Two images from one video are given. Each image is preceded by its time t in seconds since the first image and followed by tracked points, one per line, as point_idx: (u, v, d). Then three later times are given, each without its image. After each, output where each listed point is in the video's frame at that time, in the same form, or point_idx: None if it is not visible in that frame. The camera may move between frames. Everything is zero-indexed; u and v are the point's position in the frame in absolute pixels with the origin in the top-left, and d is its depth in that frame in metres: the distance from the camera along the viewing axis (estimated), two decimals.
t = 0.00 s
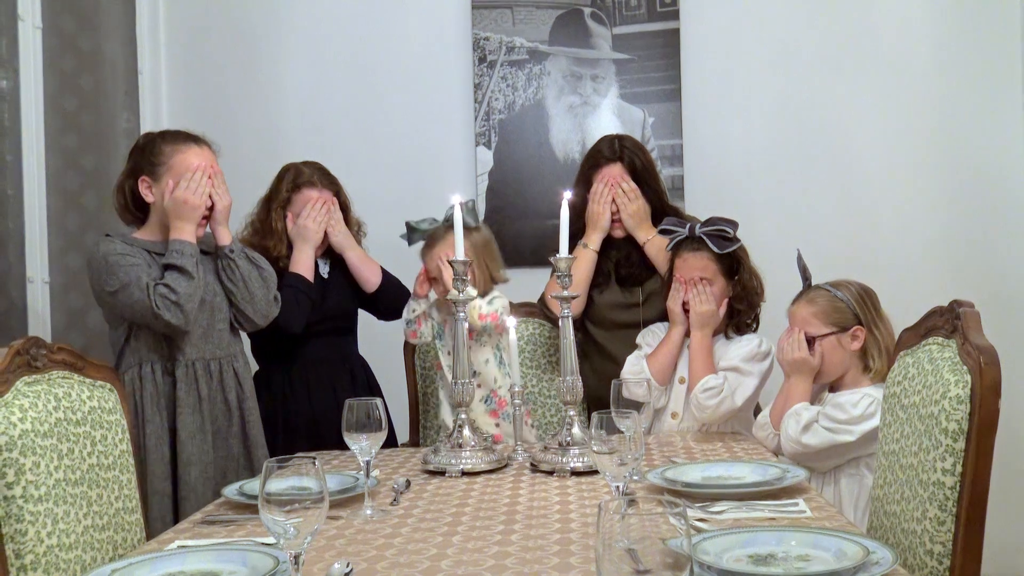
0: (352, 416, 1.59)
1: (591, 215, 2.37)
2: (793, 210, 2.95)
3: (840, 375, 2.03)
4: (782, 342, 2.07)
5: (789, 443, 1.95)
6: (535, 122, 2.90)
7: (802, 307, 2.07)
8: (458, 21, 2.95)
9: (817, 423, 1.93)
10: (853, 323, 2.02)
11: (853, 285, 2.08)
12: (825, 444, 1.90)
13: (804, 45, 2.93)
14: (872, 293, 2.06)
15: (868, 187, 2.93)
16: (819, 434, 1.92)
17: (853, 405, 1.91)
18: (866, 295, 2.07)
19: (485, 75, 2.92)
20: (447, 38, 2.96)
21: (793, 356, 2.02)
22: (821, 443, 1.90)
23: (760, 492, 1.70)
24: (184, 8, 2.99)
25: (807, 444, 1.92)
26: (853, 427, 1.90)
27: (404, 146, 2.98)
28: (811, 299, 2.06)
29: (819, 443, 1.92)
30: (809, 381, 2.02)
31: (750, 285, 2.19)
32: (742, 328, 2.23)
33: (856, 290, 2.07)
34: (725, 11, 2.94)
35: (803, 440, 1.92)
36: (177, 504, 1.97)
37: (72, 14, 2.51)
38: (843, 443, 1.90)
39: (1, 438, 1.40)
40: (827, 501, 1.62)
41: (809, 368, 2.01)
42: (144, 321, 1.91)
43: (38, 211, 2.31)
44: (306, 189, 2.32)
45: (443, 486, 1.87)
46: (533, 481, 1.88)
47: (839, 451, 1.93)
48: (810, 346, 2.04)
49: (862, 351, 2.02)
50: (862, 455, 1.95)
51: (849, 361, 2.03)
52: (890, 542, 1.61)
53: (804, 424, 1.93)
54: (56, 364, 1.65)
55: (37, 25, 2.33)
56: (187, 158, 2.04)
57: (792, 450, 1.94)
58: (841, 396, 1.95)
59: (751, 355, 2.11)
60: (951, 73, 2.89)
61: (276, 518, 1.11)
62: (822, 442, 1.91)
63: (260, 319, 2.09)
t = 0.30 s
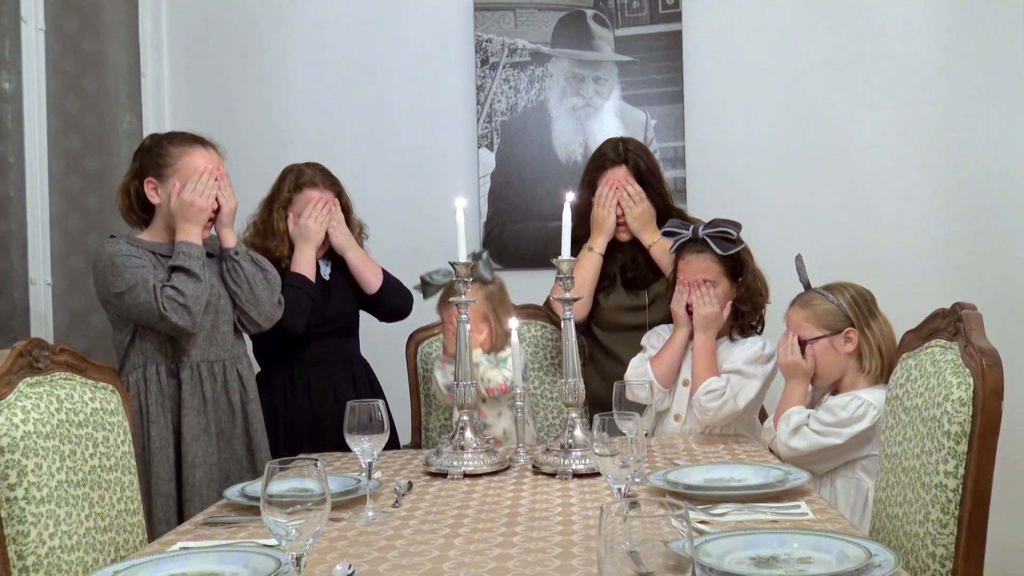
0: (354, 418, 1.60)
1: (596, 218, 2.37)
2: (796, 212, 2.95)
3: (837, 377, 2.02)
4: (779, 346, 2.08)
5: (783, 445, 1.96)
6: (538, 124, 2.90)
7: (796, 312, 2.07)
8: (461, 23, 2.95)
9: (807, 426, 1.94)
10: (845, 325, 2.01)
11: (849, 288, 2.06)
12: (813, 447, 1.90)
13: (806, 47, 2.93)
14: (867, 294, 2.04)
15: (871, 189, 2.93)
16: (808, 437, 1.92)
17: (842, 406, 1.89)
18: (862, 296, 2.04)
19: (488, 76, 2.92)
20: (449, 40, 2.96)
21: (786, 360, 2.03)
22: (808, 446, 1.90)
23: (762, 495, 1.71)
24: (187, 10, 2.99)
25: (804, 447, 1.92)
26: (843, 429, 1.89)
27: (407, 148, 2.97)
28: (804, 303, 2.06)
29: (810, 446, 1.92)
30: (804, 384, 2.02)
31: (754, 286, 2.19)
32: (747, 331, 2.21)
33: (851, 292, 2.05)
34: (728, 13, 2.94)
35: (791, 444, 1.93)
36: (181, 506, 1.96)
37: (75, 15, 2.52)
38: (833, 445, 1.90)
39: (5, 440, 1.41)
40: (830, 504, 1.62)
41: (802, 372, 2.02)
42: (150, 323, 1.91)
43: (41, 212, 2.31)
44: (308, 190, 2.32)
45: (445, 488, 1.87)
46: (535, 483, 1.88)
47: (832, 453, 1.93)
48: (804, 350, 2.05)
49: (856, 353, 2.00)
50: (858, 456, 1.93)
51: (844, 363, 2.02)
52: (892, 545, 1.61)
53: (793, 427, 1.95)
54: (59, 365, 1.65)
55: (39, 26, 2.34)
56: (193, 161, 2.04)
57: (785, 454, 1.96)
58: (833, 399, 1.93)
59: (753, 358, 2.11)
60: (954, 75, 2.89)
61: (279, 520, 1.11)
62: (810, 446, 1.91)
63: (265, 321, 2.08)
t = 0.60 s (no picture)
0: (356, 420, 1.59)
1: (601, 220, 2.36)
2: (798, 215, 2.95)
3: (838, 379, 2.01)
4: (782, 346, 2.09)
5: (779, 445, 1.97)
6: (539, 125, 2.90)
7: (801, 313, 2.06)
8: (463, 25, 2.95)
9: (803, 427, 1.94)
10: (848, 328, 2.01)
11: (855, 292, 2.04)
12: (807, 448, 1.90)
13: (808, 49, 2.93)
14: (873, 298, 2.02)
15: (873, 191, 2.93)
16: (803, 437, 1.92)
17: (839, 409, 1.88)
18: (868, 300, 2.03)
19: (490, 78, 2.91)
20: (451, 41, 2.96)
21: (787, 360, 2.04)
22: (801, 447, 1.90)
23: (764, 497, 1.71)
24: (189, 11, 2.99)
25: (798, 447, 1.92)
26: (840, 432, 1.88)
27: (408, 149, 2.97)
28: (808, 304, 2.06)
29: (805, 447, 1.92)
30: (805, 385, 2.03)
31: (758, 289, 2.19)
32: (752, 332, 2.22)
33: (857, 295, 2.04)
34: (730, 15, 2.93)
35: (787, 444, 1.93)
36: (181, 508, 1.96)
37: (76, 16, 2.52)
38: (828, 447, 1.89)
39: (6, 441, 1.40)
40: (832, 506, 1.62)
41: (802, 372, 2.02)
42: (151, 325, 1.91)
43: (42, 213, 2.31)
44: (306, 192, 2.32)
45: (446, 490, 1.87)
46: (537, 485, 1.88)
47: (828, 455, 1.91)
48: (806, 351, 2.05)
49: (857, 356, 2.00)
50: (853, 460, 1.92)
51: (845, 366, 2.01)
52: (894, 547, 1.61)
53: (790, 427, 1.95)
54: (60, 367, 1.65)
55: (41, 28, 2.34)
56: (195, 162, 2.04)
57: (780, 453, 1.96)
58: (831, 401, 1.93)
59: (755, 360, 2.11)
60: (956, 77, 2.89)
61: (280, 522, 1.10)
62: (805, 446, 1.90)
63: (266, 324, 2.08)
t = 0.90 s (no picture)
0: (353, 423, 1.55)
1: (604, 220, 2.32)
2: (805, 214, 2.90)
3: (852, 384, 1.97)
4: (793, 350, 2.02)
5: (796, 451, 1.90)
6: (541, 122, 2.85)
7: (813, 316, 2.01)
8: (463, 20, 2.91)
9: (824, 434, 1.88)
10: (864, 332, 1.96)
11: (866, 292, 2.01)
12: (832, 455, 1.85)
13: (814, 45, 2.88)
14: (886, 301, 2.00)
15: (879, 190, 2.88)
16: (826, 444, 1.87)
17: (862, 414, 1.85)
18: (880, 303, 2.00)
19: (491, 74, 2.87)
20: (451, 37, 2.91)
21: (802, 365, 1.98)
22: (828, 454, 1.85)
23: (771, 502, 1.66)
24: (185, 6, 2.95)
25: (822, 454, 1.86)
26: (862, 438, 1.85)
27: (409, 147, 2.93)
28: (821, 307, 2.01)
29: (827, 453, 1.87)
30: (819, 390, 1.97)
31: (765, 289, 2.14)
32: (757, 334, 2.17)
33: (870, 298, 2.01)
34: (735, 10, 2.89)
35: (809, 451, 1.87)
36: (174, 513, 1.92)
37: (69, 10, 2.47)
38: (852, 453, 1.85)
39: None
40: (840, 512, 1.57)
41: (817, 378, 1.97)
42: (143, 326, 1.86)
43: (33, 212, 2.27)
44: (304, 189, 2.28)
45: (446, 495, 1.83)
46: (538, 490, 1.83)
47: (849, 461, 1.87)
48: (820, 355, 1.99)
49: (874, 360, 1.96)
50: (872, 466, 1.89)
51: (861, 371, 1.97)
52: (903, 555, 1.56)
53: (812, 435, 1.89)
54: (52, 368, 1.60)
55: (32, 22, 2.29)
56: (189, 159, 1.99)
57: (799, 461, 1.90)
58: (852, 406, 1.89)
59: (761, 364, 2.05)
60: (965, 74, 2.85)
61: (275, 527, 1.07)
62: (830, 453, 1.85)
63: (261, 325, 2.04)
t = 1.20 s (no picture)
0: (348, 426, 1.51)
1: (604, 218, 2.27)
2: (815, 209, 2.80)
3: (866, 386, 1.93)
4: (805, 353, 1.96)
5: (815, 458, 1.86)
6: (543, 119, 2.81)
7: (825, 317, 1.96)
8: (463, 15, 2.86)
9: (842, 439, 1.84)
10: (879, 333, 1.92)
11: (877, 292, 1.98)
12: (853, 459, 1.81)
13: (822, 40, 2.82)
14: (898, 302, 1.96)
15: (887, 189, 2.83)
16: (845, 449, 1.83)
17: (881, 418, 1.82)
18: (891, 303, 1.97)
19: (491, 69, 2.82)
20: (451, 32, 2.86)
21: (818, 368, 1.92)
22: (849, 459, 1.81)
23: (776, 508, 1.62)
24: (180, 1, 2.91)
25: (842, 460, 1.82)
26: (881, 442, 1.81)
27: (408, 144, 2.88)
28: (834, 308, 1.96)
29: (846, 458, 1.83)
30: (834, 393, 1.91)
31: (769, 289, 2.10)
32: (760, 336, 2.12)
33: (881, 299, 1.97)
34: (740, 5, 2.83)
35: (829, 457, 1.82)
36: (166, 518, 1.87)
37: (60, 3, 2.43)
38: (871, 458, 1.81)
39: None
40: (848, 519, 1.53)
41: (833, 381, 1.91)
42: (134, 326, 1.82)
43: (23, 209, 2.22)
44: (301, 185, 2.23)
45: (444, 500, 1.78)
46: (539, 495, 1.79)
47: (866, 465, 1.84)
48: (834, 357, 1.94)
49: (887, 362, 1.92)
50: (888, 470, 1.86)
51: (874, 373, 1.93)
52: (913, 562, 1.52)
53: (830, 440, 1.84)
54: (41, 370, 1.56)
55: (23, 16, 2.25)
56: (182, 155, 1.95)
57: (817, 467, 1.85)
58: (868, 409, 1.85)
59: (767, 363, 2.00)
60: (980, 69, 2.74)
61: (269, 531, 1.04)
62: (849, 458, 1.81)
63: (255, 326, 1.99)
